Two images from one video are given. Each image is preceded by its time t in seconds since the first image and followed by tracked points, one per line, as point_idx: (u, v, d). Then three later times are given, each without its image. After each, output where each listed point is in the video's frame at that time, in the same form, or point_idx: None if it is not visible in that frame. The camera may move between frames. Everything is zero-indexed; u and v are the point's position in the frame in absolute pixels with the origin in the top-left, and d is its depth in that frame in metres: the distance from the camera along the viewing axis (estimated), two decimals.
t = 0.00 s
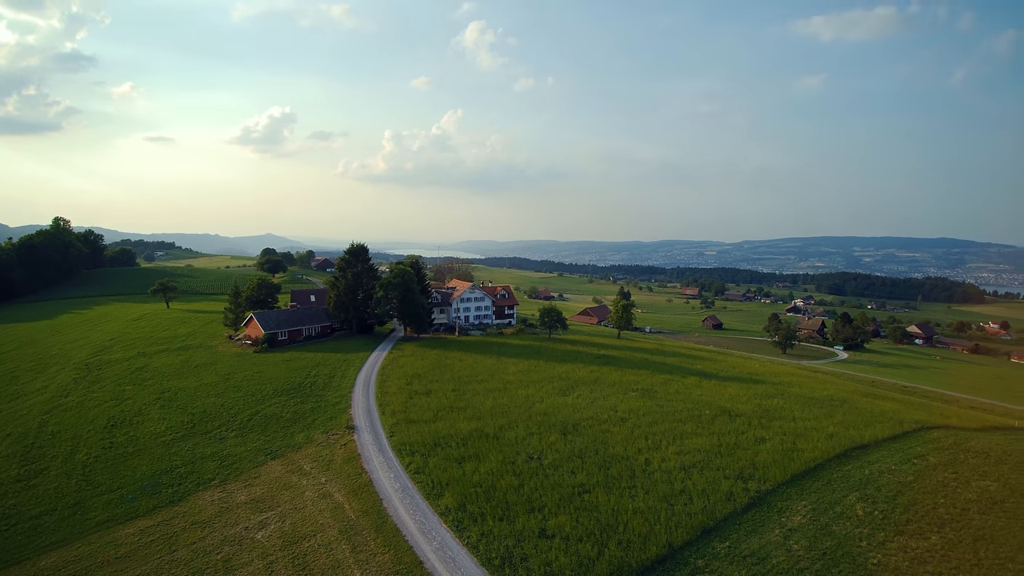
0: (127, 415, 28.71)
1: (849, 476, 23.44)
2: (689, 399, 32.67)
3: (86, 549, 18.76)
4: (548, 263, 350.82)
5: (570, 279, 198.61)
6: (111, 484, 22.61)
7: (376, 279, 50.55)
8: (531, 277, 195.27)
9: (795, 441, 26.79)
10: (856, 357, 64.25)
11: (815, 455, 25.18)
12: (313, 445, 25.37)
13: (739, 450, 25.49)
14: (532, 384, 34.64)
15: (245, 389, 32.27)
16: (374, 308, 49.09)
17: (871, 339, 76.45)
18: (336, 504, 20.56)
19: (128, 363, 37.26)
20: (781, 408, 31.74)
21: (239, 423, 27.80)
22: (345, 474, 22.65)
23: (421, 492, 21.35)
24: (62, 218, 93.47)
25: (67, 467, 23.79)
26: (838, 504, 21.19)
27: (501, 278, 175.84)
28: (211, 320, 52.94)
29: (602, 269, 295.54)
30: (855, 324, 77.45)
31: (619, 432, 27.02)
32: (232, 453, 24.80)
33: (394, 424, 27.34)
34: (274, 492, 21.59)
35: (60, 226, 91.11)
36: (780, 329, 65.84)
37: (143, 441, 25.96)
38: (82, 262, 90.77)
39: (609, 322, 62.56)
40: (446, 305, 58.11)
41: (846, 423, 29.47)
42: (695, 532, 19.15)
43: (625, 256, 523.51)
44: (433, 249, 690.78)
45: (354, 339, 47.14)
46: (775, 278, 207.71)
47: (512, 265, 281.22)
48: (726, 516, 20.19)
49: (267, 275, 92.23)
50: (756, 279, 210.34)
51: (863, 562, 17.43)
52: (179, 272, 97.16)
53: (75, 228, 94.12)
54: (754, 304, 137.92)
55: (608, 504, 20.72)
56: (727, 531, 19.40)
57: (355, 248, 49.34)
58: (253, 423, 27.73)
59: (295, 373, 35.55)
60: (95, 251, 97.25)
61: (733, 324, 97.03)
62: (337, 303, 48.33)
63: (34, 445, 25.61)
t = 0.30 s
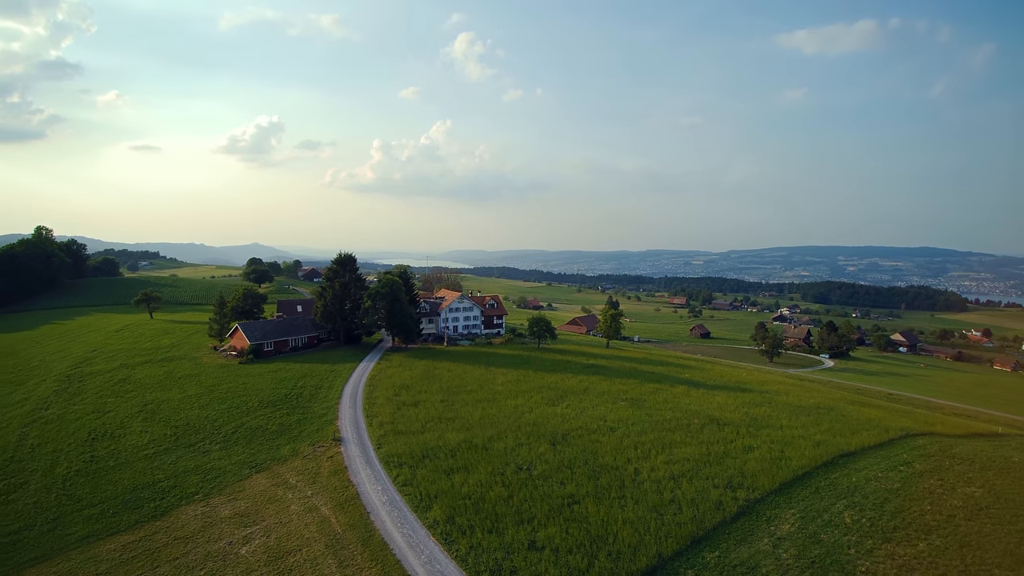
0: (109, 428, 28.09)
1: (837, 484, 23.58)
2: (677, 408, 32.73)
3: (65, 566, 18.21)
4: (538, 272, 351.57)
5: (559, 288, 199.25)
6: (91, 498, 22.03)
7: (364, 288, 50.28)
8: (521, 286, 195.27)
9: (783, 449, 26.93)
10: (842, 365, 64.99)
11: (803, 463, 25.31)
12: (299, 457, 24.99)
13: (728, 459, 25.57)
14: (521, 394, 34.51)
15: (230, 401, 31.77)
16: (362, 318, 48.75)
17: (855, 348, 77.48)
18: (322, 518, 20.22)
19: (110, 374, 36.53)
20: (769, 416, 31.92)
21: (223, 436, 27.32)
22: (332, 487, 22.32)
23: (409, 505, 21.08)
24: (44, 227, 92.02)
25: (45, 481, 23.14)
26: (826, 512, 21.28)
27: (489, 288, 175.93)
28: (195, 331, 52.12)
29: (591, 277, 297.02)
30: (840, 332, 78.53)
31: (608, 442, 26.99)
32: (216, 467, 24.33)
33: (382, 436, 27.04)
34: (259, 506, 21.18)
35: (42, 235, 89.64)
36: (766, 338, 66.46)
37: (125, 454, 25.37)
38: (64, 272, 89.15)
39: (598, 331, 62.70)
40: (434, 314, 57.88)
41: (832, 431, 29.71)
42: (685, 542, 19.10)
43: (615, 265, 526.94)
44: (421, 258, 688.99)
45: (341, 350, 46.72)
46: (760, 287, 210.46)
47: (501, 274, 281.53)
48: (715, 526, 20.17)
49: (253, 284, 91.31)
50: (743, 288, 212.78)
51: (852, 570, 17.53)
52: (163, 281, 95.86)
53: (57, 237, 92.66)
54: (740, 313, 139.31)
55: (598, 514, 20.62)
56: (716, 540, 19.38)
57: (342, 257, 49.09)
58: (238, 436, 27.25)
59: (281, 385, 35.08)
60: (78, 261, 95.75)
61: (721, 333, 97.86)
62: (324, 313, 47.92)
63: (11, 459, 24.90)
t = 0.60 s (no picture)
0: (90, 437, 27.50)
1: (823, 487, 23.78)
2: (665, 414, 32.84)
3: None
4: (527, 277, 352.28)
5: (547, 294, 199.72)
6: (71, 509, 21.49)
7: (351, 295, 49.94)
8: (506, 292, 195.35)
9: (769, 453, 27.11)
10: (826, 370, 65.82)
11: (789, 467, 25.51)
12: (284, 466, 24.65)
13: (715, 464, 25.68)
14: (510, 400, 34.40)
15: (214, 410, 31.29)
16: (348, 325, 48.39)
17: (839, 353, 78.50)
18: (308, 527, 19.93)
19: (91, 383, 35.80)
20: (756, 421, 32.14)
21: (207, 445, 26.87)
22: (318, 496, 22.02)
23: (397, 514, 20.85)
24: (25, 233, 90.34)
25: (24, 492, 22.56)
26: (813, 516, 21.42)
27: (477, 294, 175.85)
28: (179, 338, 51.34)
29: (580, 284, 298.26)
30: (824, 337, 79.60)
31: (596, 447, 26.99)
32: (200, 477, 23.91)
33: (369, 444, 26.78)
34: (243, 516, 20.83)
35: (22, 240, 87.96)
36: (752, 343, 67.09)
37: (106, 464, 24.85)
38: (45, 278, 87.56)
39: (586, 337, 62.83)
40: (422, 321, 57.59)
41: (818, 435, 30.01)
42: (674, 547, 19.10)
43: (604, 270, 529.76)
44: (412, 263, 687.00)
45: (328, 357, 46.28)
46: (746, 292, 212.95)
47: (490, 281, 281.64)
48: (703, 531, 20.21)
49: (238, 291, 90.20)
50: (729, 294, 214.99)
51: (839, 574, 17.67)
52: (146, 288, 94.35)
53: (38, 242, 90.94)
54: (727, 319, 140.65)
55: (587, 521, 20.57)
56: (704, 545, 19.42)
57: (329, 263, 48.76)
58: (222, 445, 26.84)
59: (267, 393, 34.63)
60: (59, 267, 94.03)
61: (707, 339, 98.70)
62: (310, 320, 47.48)
63: None
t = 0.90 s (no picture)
0: (70, 444, 26.89)
1: (809, 488, 24.03)
2: (653, 417, 32.99)
3: None
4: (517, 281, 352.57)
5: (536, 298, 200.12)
6: (51, 518, 20.98)
7: (337, 299, 49.58)
8: (495, 296, 195.42)
9: (756, 455, 27.34)
10: (811, 371, 66.68)
11: (776, 468, 25.73)
12: (269, 473, 24.33)
13: (703, 466, 25.84)
14: (498, 404, 34.34)
15: (198, 416, 30.85)
16: (335, 329, 48.03)
17: (824, 355, 79.56)
18: (293, 535, 19.66)
19: (72, 389, 35.07)
20: (742, 423, 32.42)
21: (191, 452, 26.44)
22: (304, 503, 21.76)
23: (384, 519, 20.66)
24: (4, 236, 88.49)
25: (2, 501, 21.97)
26: (799, 516, 21.61)
27: (466, 298, 175.67)
28: (162, 343, 50.54)
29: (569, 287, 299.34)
30: (809, 340, 80.64)
31: (585, 451, 27.03)
32: (183, 484, 23.52)
33: (356, 449, 26.54)
34: (228, 524, 20.50)
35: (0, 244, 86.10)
36: (739, 346, 67.75)
37: (87, 472, 24.31)
38: (25, 282, 85.90)
39: (574, 340, 62.96)
40: (409, 325, 57.31)
41: (804, 436, 30.31)
42: (662, 550, 19.15)
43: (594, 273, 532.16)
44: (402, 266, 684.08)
45: (314, 362, 45.85)
46: (733, 295, 215.40)
47: (478, 284, 282.51)
48: (691, 533, 20.31)
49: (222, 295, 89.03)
50: (717, 297, 217.19)
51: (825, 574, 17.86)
52: (128, 292, 92.71)
53: (17, 246, 89.05)
54: (714, 321, 141.98)
55: (576, 524, 20.57)
56: (693, 547, 19.49)
57: (316, 267, 48.41)
58: (206, 452, 26.43)
59: (252, 398, 34.19)
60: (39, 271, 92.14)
61: (694, 341, 99.52)
62: (296, 324, 47.01)
63: None
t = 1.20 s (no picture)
0: (50, 450, 26.32)
1: (795, 487, 24.29)
2: (641, 418, 33.13)
3: None
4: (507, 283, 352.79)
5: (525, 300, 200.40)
6: (31, 525, 20.51)
7: (324, 301, 49.21)
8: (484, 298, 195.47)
9: (742, 455, 27.58)
10: (796, 372, 67.50)
11: (762, 468, 25.98)
12: (255, 478, 24.03)
13: (690, 466, 26.00)
14: (487, 407, 34.25)
15: (182, 420, 30.38)
16: (322, 332, 47.62)
17: (808, 355, 80.57)
18: (279, 540, 19.42)
19: (52, 393, 34.36)
20: (729, 424, 32.69)
21: (175, 457, 26.04)
22: (290, 507, 21.52)
23: (371, 524, 20.49)
24: None
25: None
26: (785, 516, 21.83)
27: (455, 300, 175.34)
28: (145, 347, 49.75)
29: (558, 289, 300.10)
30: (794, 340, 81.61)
31: (573, 452, 27.07)
32: (167, 489, 23.13)
33: (342, 453, 26.32)
34: (212, 530, 20.21)
35: None
36: (725, 347, 68.34)
37: (68, 478, 23.81)
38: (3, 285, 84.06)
39: (562, 342, 63.04)
40: (397, 327, 56.97)
41: (789, 436, 30.65)
42: (650, 550, 19.23)
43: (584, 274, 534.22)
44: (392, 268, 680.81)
45: (300, 365, 45.40)
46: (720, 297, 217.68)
47: (467, 286, 282.28)
48: (679, 533, 20.42)
49: (206, 297, 87.85)
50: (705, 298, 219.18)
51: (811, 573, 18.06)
52: (110, 295, 91.10)
53: None
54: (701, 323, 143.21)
55: (565, 526, 20.59)
56: (681, 547, 19.60)
57: (302, 269, 48.08)
58: (190, 456, 26.05)
59: (236, 402, 33.77)
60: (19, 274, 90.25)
61: (682, 343, 100.24)
62: (282, 327, 46.53)
63: None
